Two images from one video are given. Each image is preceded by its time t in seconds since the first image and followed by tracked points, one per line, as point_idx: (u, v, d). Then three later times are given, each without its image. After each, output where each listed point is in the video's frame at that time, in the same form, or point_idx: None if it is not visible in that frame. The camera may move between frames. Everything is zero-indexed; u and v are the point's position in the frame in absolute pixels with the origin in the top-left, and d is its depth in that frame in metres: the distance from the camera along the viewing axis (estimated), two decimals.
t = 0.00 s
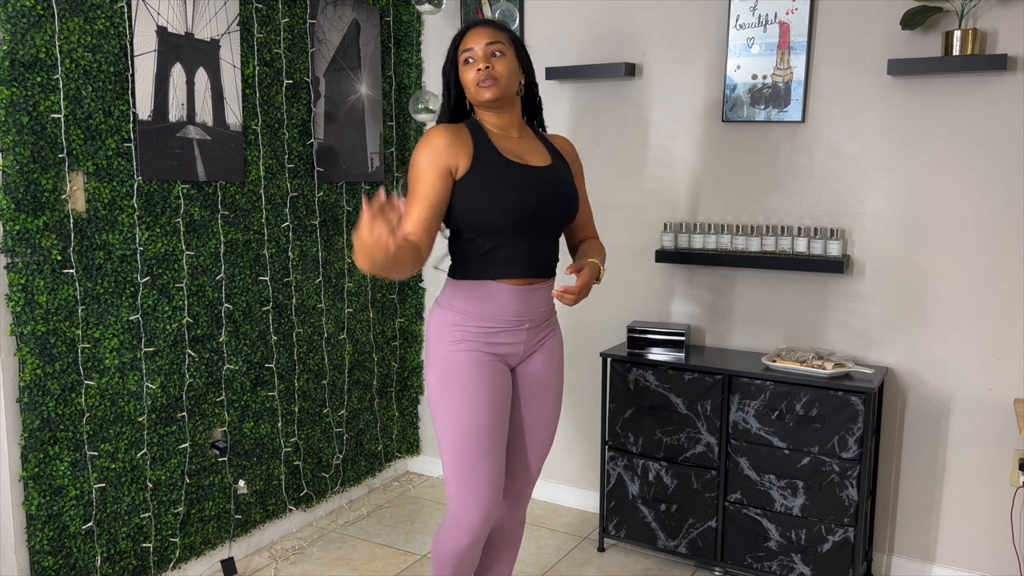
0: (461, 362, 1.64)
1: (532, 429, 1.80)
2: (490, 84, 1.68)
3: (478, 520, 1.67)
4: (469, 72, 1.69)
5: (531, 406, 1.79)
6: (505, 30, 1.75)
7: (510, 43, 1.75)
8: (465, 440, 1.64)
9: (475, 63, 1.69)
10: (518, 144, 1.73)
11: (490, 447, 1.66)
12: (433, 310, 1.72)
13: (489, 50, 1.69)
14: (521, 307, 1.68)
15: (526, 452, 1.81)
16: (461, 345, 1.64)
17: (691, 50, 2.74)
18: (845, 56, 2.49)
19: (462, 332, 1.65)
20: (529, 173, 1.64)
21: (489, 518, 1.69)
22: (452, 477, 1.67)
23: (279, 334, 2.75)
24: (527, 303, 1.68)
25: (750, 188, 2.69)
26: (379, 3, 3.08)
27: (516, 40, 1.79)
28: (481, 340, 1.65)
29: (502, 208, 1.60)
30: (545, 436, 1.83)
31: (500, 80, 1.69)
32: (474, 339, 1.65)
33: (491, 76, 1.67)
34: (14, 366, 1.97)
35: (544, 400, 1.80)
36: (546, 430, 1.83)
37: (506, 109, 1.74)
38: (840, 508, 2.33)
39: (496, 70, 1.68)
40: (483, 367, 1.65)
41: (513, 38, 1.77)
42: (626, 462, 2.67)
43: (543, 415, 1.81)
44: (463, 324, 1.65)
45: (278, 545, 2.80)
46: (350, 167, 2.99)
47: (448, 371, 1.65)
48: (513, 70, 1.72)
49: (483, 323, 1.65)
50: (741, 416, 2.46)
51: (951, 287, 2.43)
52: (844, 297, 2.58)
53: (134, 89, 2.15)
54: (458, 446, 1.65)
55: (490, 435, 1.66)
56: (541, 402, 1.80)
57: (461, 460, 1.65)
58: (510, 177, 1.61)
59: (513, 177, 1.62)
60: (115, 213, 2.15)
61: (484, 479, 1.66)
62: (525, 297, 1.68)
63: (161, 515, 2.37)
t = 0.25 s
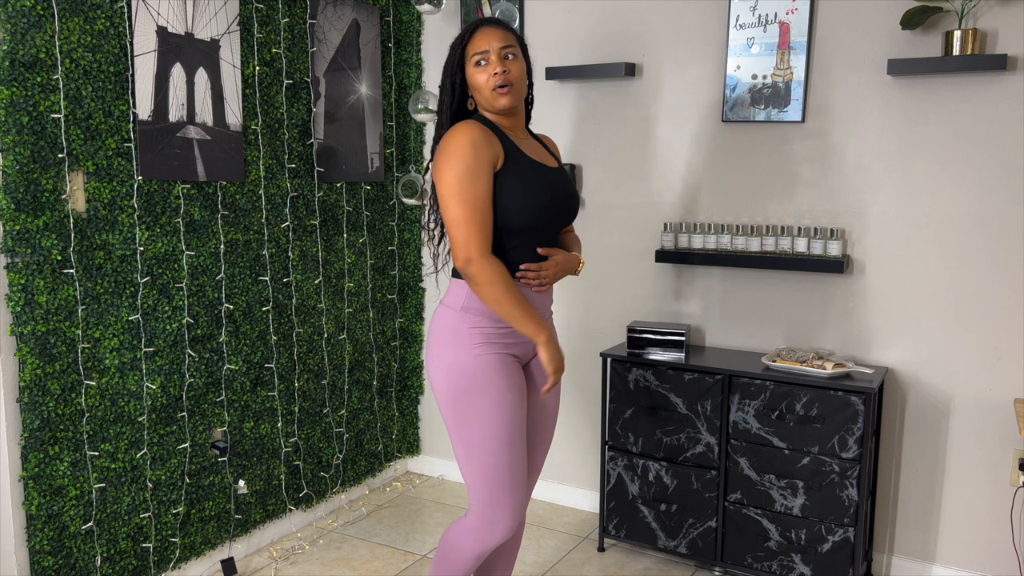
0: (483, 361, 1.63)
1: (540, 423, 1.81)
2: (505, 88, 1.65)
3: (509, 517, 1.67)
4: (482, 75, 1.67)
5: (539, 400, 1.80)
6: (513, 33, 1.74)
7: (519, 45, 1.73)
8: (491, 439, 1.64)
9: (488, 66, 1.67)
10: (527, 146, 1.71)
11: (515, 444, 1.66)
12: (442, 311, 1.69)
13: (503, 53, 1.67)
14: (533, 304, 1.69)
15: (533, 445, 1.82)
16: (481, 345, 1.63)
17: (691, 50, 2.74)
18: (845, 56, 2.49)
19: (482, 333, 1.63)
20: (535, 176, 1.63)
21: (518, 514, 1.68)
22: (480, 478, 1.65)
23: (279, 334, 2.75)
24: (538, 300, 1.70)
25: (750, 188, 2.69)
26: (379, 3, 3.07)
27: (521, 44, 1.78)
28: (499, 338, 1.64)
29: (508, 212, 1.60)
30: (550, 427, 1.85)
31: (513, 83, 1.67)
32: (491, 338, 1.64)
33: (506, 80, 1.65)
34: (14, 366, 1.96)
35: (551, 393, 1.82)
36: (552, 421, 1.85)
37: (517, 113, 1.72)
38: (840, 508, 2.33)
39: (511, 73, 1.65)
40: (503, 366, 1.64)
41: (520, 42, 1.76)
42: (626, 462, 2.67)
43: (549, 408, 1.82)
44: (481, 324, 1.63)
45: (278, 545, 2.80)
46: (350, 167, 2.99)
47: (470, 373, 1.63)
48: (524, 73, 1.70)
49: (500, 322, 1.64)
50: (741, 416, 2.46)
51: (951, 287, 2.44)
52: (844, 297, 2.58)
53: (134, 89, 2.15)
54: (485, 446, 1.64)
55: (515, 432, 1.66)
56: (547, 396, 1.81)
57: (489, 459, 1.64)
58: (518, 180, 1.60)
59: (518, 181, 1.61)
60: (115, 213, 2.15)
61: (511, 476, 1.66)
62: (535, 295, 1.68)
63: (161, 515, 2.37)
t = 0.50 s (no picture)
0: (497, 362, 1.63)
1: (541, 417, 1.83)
2: (511, 90, 1.67)
3: (526, 515, 1.67)
4: (489, 74, 1.67)
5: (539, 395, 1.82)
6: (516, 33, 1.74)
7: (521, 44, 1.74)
8: (507, 436, 1.65)
9: (493, 66, 1.67)
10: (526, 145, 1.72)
11: (530, 440, 1.67)
12: (445, 313, 1.69)
13: (508, 53, 1.67)
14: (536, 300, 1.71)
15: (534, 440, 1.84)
16: (490, 344, 1.64)
17: (691, 50, 2.74)
18: (845, 56, 2.49)
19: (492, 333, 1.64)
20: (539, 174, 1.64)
21: (534, 512, 1.69)
22: (498, 477, 1.65)
23: (279, 334, 2.75)
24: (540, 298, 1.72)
25: (750, 188, 2.69)
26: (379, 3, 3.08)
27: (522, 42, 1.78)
28: (506, 336, 1.66)
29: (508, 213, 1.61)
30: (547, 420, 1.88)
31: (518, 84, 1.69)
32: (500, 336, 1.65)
33: (512, 82, 1.67)
34: (14, 366, 1.96)
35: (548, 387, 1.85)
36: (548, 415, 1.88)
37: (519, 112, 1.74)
38: (840, 508, 2.33)
39: (516, 75, 1.67)
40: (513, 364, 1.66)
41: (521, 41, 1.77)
42: (626, 462, 2.67)
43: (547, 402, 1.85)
44: (490, 324, 1.64)
45: (278, 545, 2.80)
46: (350, 167, 2.99)
47: (482, 372, 1.63)
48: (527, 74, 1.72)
49: (506, 320, 1.66)
50: (741, 416, 2.46)
51: (951, 287, 2.43)
52: (844, 297, 2.58)
53: (134, 89, 2.15)
54: (501, 444, 1.64)
55: (528, 428, 1.67)
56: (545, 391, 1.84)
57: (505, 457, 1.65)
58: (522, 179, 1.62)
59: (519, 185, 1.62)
60: (115, 213, 2.15)
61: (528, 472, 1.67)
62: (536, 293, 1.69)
63: (161, 515, 2.37)
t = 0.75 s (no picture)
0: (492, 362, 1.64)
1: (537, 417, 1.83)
2: (510, 90, 1.66)
3: (524, 514, 1.67)
4: (488, 74, 1.66)
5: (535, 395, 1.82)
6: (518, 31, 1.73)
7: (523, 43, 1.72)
8: (502, 436, 1.64)
9: (493, 65, 1.66)
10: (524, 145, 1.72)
11: (527, 440, 1.67)
12: (440, 313, 1.69)
13: (508, 52, 1.66)
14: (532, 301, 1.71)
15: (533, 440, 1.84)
16: (484, 344, 1.64)
17: (691, 50, 2.74)
18: (845, 56, 2.49)
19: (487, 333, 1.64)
20: (534, 176, 1.63)
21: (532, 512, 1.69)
22: (495, 477, 1.65)
23: (279, 334, 2.75)
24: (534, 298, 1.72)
25: (750, 188, 2.69)
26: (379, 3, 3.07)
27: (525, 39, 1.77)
28: (501, 336, 1.66)
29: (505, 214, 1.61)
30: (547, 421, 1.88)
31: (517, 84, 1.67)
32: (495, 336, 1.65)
33: (511, 81, 1.65)
34: (14, 366, 1.96)
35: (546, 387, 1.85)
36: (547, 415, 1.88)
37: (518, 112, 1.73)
38: (840, 508, 2.33)
39: (516, 75, 1.65)
40: (509, 364, 1.66)
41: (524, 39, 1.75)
42: (626, 462, 2.67)
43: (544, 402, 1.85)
44: (484, 323, 1.65)
45: (278, 545, 2.80)
46: (350, 167, 2.99)
47: (476, 372, 1.63)
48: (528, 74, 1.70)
49: (501, 320, 1.66)
50: (741, 416, 2.46)
51: (950, 287, 2.43)
52: (844, 297, 2.58)
53: (134, 89, 2.15)
54: (497, 445, 1.64)
55: (525, 428, 1.67)
56: (542, 391, 1.84)
57: (501, 457, 1.64)
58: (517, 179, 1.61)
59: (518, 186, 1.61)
60: (115, 213, 2.15)
61: (525, 472, 1.67)
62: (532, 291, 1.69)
63: (161, 515, 2.37)
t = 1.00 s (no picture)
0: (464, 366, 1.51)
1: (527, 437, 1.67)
2: (499, 87, 1.56)
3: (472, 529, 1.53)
4: (476, 71, 1.57)
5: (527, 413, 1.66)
6: (515, 27, 1.64)
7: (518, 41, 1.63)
8: (460, 441, 1.51)
9: (483, 61, 1.57)
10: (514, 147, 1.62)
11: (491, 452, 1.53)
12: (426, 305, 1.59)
13: (499, 49, 1.57)
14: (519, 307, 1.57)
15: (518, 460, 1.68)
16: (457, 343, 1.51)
17: (691, 50, 2.74)
18: (845, 56, 2.49)
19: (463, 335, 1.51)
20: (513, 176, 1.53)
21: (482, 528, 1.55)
22: (445, 479, 1.52)
23: (279, 334, 2.75)
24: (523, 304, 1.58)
25: (750, 188, 2.69)
26: (379, 3, 3.07)
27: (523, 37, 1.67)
28: (480, 339, 1.52)
29: (488, 215, 1.51)
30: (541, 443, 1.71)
31: (508, 81, 1.58)
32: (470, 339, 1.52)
33: (500, 79, 1.56)
34: (14, 366, 1.97)
35: (542, 407, 1.68)
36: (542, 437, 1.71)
37: (510, 111, 1.63)
38: (840, 508, 2.33)
39: (505, 72, 1.56)
40: (482, 369, 1.52)
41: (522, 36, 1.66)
42: (626, 462, 2.67)
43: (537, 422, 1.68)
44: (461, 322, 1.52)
45: (278, 545, 2.80)
46: (350, 167, 2.99)
47: (446, 369, 1.51)
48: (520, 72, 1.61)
49: (483, 322, 1.52)
50: (741, 416, 2.46)
51: (951, 287, 2.43)
52: (844, 297, 2.58)
53: (134, 89, 2.15)
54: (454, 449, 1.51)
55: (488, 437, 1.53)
56: (537, 410, 1.67)
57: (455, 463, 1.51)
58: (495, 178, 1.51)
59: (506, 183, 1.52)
60: (115, 213, 2.15)
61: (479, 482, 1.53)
62: (520, 294, 1.58)
63: (161, 515, 2.37)
